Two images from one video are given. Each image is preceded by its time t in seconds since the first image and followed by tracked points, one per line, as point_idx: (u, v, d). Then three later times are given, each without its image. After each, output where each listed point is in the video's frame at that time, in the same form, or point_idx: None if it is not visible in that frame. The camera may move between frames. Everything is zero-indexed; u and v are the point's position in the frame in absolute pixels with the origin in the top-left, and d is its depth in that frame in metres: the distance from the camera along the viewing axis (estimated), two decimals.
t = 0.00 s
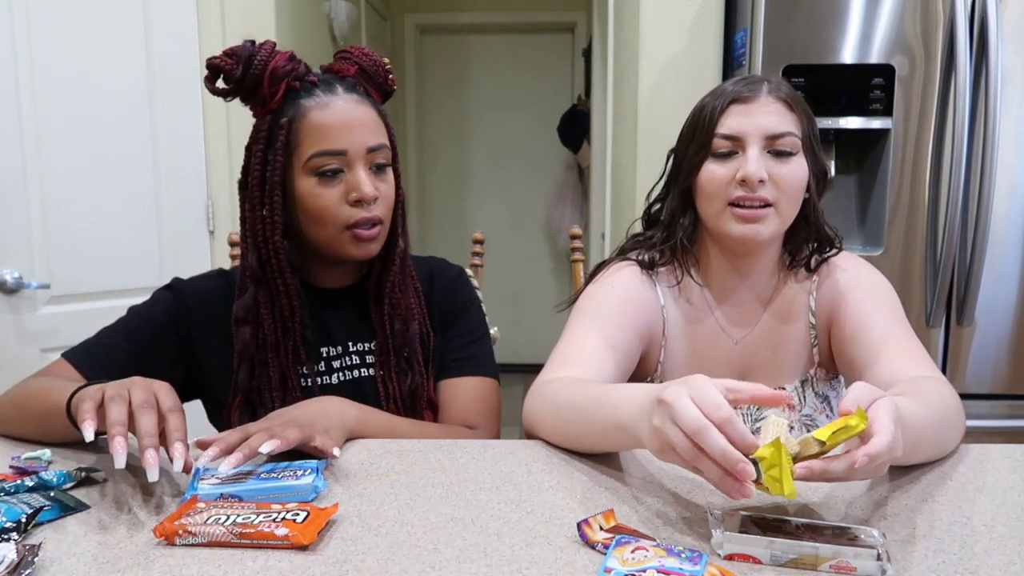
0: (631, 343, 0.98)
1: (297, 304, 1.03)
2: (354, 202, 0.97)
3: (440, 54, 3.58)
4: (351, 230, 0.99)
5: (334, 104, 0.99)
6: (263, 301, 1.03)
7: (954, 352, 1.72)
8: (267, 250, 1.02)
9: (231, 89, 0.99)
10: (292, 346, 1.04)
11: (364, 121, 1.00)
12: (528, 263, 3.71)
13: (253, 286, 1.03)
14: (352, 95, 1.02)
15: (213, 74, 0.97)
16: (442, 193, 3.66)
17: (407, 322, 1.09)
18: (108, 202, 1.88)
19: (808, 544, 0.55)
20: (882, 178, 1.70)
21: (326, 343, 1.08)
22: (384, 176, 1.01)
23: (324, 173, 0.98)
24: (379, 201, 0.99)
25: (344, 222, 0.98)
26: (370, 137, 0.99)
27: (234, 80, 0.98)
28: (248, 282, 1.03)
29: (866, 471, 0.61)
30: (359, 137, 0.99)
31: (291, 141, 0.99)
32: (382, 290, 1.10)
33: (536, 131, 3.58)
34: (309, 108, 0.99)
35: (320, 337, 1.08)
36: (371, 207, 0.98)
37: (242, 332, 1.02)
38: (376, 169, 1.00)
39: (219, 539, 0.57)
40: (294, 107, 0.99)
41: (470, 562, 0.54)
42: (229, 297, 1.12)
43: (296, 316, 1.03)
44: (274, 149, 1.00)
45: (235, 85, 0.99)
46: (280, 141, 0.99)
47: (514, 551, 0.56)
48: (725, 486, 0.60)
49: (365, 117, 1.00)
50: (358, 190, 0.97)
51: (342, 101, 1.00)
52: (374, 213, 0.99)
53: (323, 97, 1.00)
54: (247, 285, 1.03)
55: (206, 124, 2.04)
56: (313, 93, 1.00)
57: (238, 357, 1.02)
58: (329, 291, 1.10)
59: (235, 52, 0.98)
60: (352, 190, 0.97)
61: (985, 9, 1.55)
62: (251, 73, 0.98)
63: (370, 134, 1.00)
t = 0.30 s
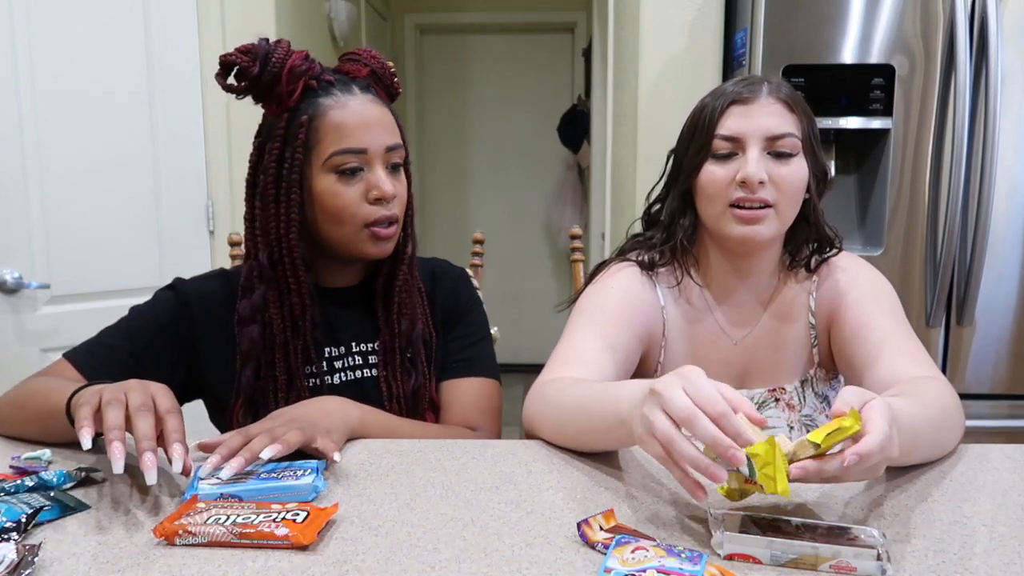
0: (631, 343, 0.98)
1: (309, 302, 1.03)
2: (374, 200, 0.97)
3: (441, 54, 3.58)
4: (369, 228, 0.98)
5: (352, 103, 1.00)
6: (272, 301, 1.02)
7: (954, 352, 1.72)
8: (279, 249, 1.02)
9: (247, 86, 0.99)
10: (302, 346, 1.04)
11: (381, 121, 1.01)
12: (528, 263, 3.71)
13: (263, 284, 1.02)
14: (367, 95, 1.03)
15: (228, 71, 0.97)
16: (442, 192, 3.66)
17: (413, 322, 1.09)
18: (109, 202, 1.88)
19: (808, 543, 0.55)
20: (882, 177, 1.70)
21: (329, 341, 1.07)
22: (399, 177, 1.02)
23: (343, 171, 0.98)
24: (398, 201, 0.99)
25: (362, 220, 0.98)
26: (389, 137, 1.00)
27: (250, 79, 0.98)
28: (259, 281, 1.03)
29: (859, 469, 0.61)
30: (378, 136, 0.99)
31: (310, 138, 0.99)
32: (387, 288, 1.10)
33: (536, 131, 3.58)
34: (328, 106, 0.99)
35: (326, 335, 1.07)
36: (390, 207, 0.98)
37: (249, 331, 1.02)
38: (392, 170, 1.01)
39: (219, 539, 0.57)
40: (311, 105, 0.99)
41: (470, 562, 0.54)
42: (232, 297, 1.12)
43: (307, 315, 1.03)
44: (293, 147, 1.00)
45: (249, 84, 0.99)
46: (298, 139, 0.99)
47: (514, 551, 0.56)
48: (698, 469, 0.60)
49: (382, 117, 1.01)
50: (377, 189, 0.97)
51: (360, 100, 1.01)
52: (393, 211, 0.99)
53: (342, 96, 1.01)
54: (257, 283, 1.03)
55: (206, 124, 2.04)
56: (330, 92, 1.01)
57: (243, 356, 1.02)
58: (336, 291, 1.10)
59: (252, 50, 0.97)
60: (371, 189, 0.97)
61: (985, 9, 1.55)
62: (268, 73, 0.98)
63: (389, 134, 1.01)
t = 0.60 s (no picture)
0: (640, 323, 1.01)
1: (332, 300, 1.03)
2: (392, 199, 0.97)
3: (441, 54, 3.58)
4: (387, 227, 0.98)
5: (373, 103, 1.00)
6: (287, 301, 1.02)
7: (954, 351, 1.72)
8: (298, 247, 1.02)
9: (266, 83, 0.98)
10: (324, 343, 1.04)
11: (400, 121, 1.02)
12: (528, 263, 3.71)
13: (280, 283, 1.02)
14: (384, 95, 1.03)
15: (250, 66, 0.96)
16: (442, 192, 3.66)
17: (420, 325, 1.09)
18: (109, 202, 1.88)
19: (808, 543, 0.55)
20: (882, 177, 1.70)
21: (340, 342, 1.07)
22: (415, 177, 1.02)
23: (362, 169, 0.98)
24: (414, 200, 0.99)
25: (380, 219, 0.98)
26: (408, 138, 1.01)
27: (270, 75, 0.97)
28: (276, 279, 1.02)
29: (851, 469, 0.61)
30: (400, 137, 1.00)
31: (331, 138, 0.99)
32: (396, 290, 1.09)
33: (536, 131, 3.58)
34: (348, 105, 0.99)
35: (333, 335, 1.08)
36: (406, 206, 0.98)
37: (262, 327, 1.01)
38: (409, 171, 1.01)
39: (220, 539, 0.57)
40: (331, 103, 1.00)
41: (470, 562, 0.54)
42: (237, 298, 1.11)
43: (329, 312, 1.03)
44: (314, 143, 0.99)
45: (268, 81, 0.98)
46: (320, 137, 0.99)
47: (514, 551, 0.56)
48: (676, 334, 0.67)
49: (399, 117, 1.02)
50: (395, 188, 0.98)
51: (380, 101, 1.02)
52: (408, 211, 0.99)
53: (362, 95, 1.01)
54: (274, 282, 1.02)
55: (206, 124, 2.04)
56: (349, 91, 1.01)
57: (252, 355, 1.02)
58: (347, 291, 1.10)
59: (272, 48, 0.97)
60: (390, 188, 0.97)
61: (985, 9, 1.55)
62: (290, 70, 0.98)
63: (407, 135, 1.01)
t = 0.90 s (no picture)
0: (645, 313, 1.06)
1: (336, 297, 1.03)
2: (393, 199, 0.97)
3: (441, 53, 3.58)
4: (386, 227, 0.98)
5: (377, 103, 1.00)
6: (293, 296, 1.02)
7: (954, 352, 1.72)
8: (302, 244, 1.02)
9: (274, 82, 1.00)
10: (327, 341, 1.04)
11: (405, 122, 1.01)
12: (528, 263, 3.71)
13: (286, 279, 1.02)
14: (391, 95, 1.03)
15: (262, 66, 0.98)
16: (442, 192, 3.66)
17: (423, 324, 1.09)
18: (110, 202, 1.88)
19: (808, 544, 0.55)
20: (882, 178, 1.70)
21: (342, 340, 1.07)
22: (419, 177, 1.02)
23: (364, 168, 0.98)
24: (415, 200, 0.99)
25: (379, 219, 0.98)
26: (412, 138, 1.01)
27: (277, 75, 0.99)
28: (282, 275, 1.03)
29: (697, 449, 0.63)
30: (404, 137, 0.99)
31: (335, 137, 0.99)
32: (399, 290, 1.09)
33: (536, 131, 3.58)
34: (353, 105, 0.99)
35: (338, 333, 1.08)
36: (407, 206, 0.98)
37: (269, 322, 1.01)
38: (412, 171, 1.01)
39: (220, 539, 0.57)
40: (337, 102, 1.00)
41: (470, 562, 0.54)
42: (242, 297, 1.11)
43: (334, 308, 1.03)
44: (319, 142, 0.99)
45: (276, 80, 1.00)
46: (325, 136, 0.99)
47: (514, 551, 0.56)
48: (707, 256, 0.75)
49: (405, 117, 1.02)
50: (397, 188, 0.97)
51: (385, 101, 1.01)
52: (410, 211, 0.99)
53: (368, 95, 1.01)
54: (280, 277, 1.03)
55: (206, 123, 2.04)
56: (356, 92, 1.01)
57: (258, 349, 1.02)
58: (354, 289, 1.10)
59: (282, 48, 0.99)
60: (391, 188, 0.97)
61: (985, 9, 1.55)
62: (297, 70, 0.99)
63: (411, 135, 1.01)
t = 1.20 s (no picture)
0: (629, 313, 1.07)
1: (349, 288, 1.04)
2: (393, 198, 0.97)
3: (441, 53, 3.58)
4: (386, 222, 0.98)
5: (386, 103, 1.00)
6: (310, 285, 1.03)
7: (954, 352, 1.72)
8: (317, 235, 1.02)
9: (293, 81, 1.02)
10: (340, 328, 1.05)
11: (416, 123, 1.01)
12: (528, 263, 3.71)
13: (301, 266, 1.03)
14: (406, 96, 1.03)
15: (282, 63, 0.99)
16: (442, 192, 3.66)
17: (437, 319, 1.09)
18: (110, 201, 1.88)
19: (808, 544, 0.55)
20: (883, 178, 1.70)
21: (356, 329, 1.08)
22: (425, 178, 1.01)
23: (367, 166, 0.98)
24: (417, 200, 0.98)
25: (380, 215, 0.98)
26: (420, 139, 1.00)
27: (299, 73, 1.00)
28: (297, 262, 1.03)
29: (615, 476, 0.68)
30: (408, 137, 0.99)
31: (344, 135, 0.99)
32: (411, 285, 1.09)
33: (536, 131, 3.59)
34: (364, 105, 0.99)
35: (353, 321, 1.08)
36: (409, 205, 0.98)
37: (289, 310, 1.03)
38: (418, 172, 1.00)
39: (220, 539, 0.57)
40: (349, 101, 1.00)
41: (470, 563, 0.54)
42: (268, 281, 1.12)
43: (347, 299, 1.04)
44: (328, 138, 1.00)
45: (298, 75, 1.00)
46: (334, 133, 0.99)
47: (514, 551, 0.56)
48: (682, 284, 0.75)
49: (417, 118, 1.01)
50: (399, 187, 0.97)
51: (397, 102, 1.01)
52: (410, 211, 0.98)
53: (380, 97, 1.00)
54: (296, 265, 1.03)
55: (206, 123, 2.04)
56: (370, 93, 1.01)
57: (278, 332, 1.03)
58: (366, 283, 1.09)
59: (304, 45, 1.00)
60: (392, 187, 0.97)
61: (985, 9, 1.55)
62: (315, 66, 1.00)
63: (420, 136, 1.00)
